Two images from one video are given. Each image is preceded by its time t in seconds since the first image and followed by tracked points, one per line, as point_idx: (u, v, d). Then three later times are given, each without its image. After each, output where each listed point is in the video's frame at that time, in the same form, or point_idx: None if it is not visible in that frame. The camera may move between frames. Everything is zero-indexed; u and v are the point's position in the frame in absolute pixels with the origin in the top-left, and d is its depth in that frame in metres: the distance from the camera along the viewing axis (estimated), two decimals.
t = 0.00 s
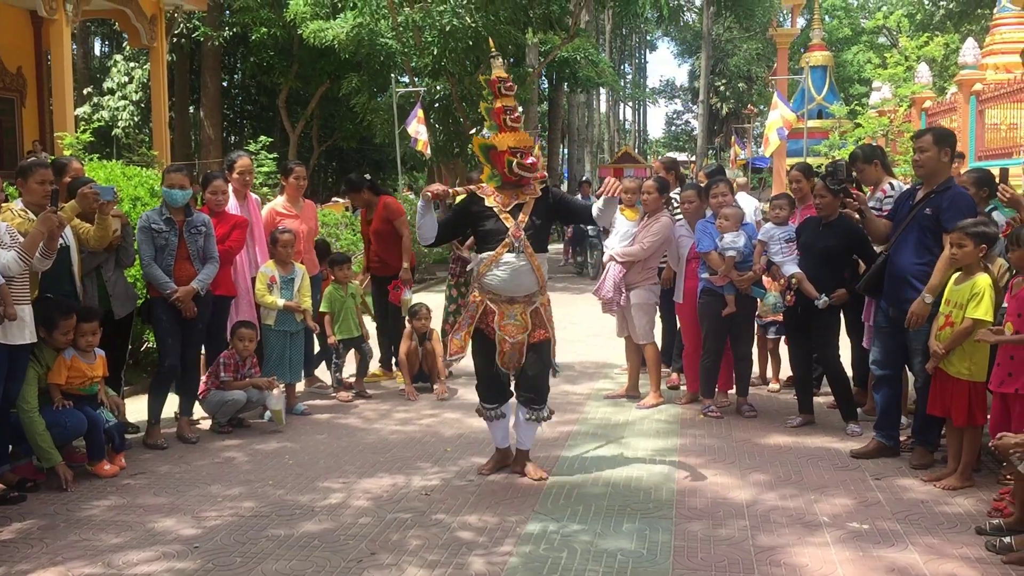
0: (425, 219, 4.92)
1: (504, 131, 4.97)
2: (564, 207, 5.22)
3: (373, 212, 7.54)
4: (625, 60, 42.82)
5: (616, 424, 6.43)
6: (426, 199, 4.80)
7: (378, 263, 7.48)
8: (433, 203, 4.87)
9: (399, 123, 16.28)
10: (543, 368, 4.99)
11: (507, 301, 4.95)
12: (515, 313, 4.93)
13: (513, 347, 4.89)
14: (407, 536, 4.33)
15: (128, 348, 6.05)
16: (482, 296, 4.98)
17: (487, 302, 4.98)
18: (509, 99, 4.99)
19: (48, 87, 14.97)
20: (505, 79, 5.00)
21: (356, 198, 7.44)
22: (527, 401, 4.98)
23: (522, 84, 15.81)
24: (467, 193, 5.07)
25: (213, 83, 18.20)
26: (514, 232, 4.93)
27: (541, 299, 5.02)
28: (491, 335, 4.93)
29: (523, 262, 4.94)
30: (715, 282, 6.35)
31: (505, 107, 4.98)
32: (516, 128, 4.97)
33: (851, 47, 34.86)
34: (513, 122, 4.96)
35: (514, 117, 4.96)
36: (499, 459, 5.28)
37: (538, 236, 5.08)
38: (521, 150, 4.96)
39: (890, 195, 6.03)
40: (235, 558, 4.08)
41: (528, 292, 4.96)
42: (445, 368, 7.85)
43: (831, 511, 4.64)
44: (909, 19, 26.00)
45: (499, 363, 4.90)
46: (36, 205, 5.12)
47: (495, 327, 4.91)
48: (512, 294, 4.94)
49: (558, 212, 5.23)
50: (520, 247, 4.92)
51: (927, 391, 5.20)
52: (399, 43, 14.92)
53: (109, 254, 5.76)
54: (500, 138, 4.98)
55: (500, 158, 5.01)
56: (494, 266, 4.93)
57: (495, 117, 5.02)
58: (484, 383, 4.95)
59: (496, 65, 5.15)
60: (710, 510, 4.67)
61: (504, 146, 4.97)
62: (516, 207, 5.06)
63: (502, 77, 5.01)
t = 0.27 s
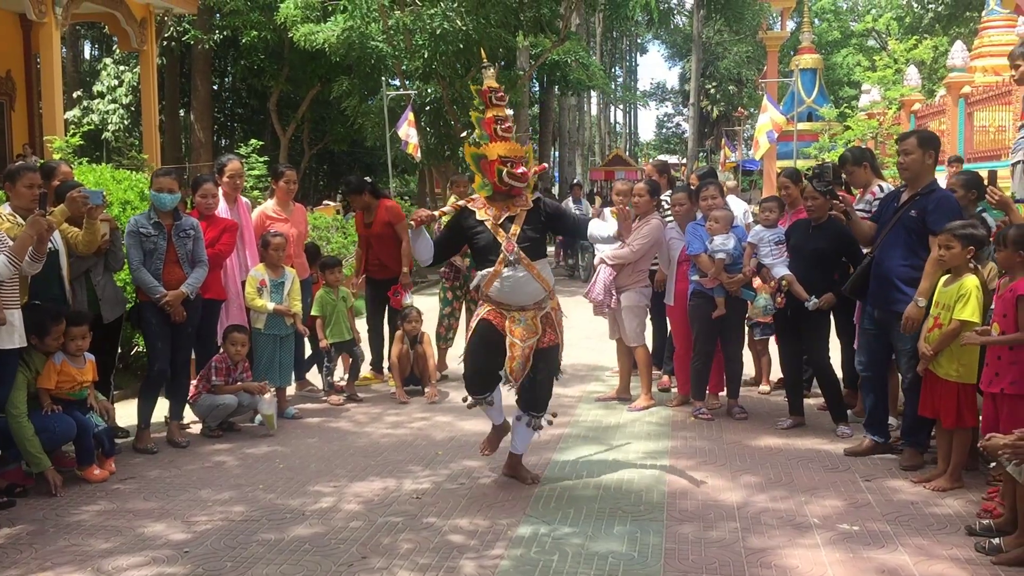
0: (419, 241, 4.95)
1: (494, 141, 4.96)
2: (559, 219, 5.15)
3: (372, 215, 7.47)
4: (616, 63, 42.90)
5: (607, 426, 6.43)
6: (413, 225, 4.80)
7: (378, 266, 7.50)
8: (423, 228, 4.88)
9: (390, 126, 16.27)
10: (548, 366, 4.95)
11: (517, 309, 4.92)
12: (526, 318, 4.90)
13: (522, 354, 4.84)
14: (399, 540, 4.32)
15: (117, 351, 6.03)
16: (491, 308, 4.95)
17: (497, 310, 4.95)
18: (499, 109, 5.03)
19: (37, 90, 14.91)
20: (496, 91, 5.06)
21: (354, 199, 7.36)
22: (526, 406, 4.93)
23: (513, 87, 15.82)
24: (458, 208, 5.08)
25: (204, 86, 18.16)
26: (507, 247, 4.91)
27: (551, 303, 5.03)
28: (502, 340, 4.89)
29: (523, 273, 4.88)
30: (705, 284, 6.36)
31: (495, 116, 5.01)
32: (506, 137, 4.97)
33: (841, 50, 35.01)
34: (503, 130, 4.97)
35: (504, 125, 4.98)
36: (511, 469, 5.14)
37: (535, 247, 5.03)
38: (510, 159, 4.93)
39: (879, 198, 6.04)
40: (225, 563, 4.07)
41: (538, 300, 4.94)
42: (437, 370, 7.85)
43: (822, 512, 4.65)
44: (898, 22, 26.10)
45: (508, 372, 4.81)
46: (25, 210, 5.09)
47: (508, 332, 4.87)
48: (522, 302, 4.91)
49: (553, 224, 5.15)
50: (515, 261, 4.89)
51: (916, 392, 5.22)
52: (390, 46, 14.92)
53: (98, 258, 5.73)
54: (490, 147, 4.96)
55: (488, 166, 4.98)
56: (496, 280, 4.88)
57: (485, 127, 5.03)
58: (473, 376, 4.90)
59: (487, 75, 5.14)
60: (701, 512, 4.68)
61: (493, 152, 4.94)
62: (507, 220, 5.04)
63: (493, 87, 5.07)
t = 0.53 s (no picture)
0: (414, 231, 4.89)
1: (486, 132, 4.90)
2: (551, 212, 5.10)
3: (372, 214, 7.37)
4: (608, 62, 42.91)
5: (600, 425, 6.43)
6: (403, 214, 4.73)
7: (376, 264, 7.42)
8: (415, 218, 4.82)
9: (381, 125, 16.25)
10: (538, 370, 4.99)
11: (502, 305, 4.92)
12: (512, 315, 4.90)
13: (512, 353, 4.84)
14: (390, 540, 4.31)
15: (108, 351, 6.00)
16: (477, 304, 4.94)
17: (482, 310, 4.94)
18: (496, 97, 4.93)
19: (26, 90, 14.84)
20: (493, 78, 4.94)
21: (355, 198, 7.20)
22: (511, 404, 4.94)
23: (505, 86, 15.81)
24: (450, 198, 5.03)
25: (194, 85, 18.09)
26: (496, 234, 4.87)
27: (535, 301, 5.01)
28: (489, 341, 4.89)
29: (511, 264, 4.88)
30: (696, 283, 6.37)
31: (490, 106, 4.91)
32: (498, 129, 4.89)
33: (831, 49, 35.10)
34: (496, 122, 4.89)
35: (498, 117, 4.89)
36: (492, 478, 5.00)
37: (526, 236, 4.99)
38: (498, 151, 4.88)
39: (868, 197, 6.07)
40: (217, 563, 4.05)
41: (522, 295, 4.93)
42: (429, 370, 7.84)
43: (813, 510, 4.66)
44: (888, 20, 26.16)
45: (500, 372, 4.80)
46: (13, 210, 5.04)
47: (494, 334, 4.87)
48: (507, 298, 4.90)
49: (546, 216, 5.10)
50: (503, 249, 4.87)
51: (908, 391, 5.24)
52: (381, 45, 14.90)
53: (87, 258, 5.70)
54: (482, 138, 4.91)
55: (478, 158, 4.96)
56: (482, 270, 4.88)
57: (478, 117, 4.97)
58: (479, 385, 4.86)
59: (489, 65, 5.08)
60: (693, 511, 4.68)
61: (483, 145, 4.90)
62: (499, 211, 5.01)
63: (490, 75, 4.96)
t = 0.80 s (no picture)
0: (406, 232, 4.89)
1: (482, 135, 4.87)
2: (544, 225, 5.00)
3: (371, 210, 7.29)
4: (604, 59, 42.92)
5: (595, 421, 6.44)
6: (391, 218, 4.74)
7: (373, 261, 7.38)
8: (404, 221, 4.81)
9: (377, 121, 16.24)
10: (531, 375, 4.86)
11: (478, 309, 4.87)
12: (486, 318, 4.84)
13: (485, 355, 4.80)
14: (386, 536, 4.31)
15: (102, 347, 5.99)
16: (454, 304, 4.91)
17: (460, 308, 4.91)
18: (499, 101, 4.91)
19: (21, 86, 14.80)
20: (500, 82, 4.94)
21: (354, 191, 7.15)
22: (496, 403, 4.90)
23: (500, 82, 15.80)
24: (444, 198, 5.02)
25: (189, 81, 18.06)
26: (486, 241, 4.85)
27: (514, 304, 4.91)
28: (461, 342, 4.84)
29: (495, 273, 4.85)
30: (692, 279, 6.39)
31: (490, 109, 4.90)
32: (493, 132, 4.84)
33: (827, 45, 35.16)
34: (492, 126, 4.84)
35: (498, 120, 4.85)
36: (486, 476, 4.98)
37: (516, 250, 4.94)
38: (480, 157, 4.85)
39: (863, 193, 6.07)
40: (212, 559, 4.05)
41: (498, 300, 4.87)
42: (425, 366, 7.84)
43: (808, 505, 4.67)
44: (883, 16, 26.20)
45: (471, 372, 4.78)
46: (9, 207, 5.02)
47: (467, 334, 4.83)
48: (483, 302, 4.86)
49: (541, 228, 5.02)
50: (490, 256, 4.84)
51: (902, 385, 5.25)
52: (377, 41, 14.89)
53: (82, 254, 5.69)
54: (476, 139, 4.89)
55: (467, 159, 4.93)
56: (464, 273, 4.88)
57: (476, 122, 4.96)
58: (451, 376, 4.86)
59: (496, 65, 5.04)
60: (689, 506, 4.69)
61: (473, 146, 4.88)
62: (494, 216, 4.96)
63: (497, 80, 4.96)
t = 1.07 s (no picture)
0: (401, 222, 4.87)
1: (477, 124, 4.85)
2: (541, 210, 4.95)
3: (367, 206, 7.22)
4: (601, 55, 42.90)
5: (593, 417, 6.44)
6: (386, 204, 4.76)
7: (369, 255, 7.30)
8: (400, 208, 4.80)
9: (374, 117, 16.23)
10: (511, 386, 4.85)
11: (476, 304, 4.85)
12: (483, 314, 4.82)
13: (476, 353, 4.76)
14: (384, 532, 4.32)
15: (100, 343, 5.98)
16: (453, 299, 4.92)
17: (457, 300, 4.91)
18: (493, 89, 4.87)
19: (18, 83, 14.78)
20: (493, 68, 4.87)
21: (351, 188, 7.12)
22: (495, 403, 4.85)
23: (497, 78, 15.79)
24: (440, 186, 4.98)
25: (186, 78, 18.03)
26: (483, 230, 4.82)
27: (513, 302, 4.89)
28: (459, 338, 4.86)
29: (491, 262, 4.82)
30: (689, 274, 6.40)
31: (485, 97, 4.85)
32: (487, 124, 4.85)
33: (824, 41, 35.16)
34: (485, 117, 4.84)
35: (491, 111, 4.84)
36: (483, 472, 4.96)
37: (512, 239, 4.92)
38: (475, 146, 4.84)
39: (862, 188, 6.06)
40: (211, 556, 4.05)
41: (498, 295, 4.84)
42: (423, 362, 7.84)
43: (806, 501, 4.68)
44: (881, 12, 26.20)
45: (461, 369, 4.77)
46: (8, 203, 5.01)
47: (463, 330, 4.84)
48: (481, 296, 4.83)
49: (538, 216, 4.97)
50: (488, 245, 4.81)
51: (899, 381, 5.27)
52: (373, 37, 14.88)
53: (80, 252, 5.67)
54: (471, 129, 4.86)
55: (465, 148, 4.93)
56: (461, 265, 4.86)
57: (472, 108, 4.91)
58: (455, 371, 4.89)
59: (491, 51, 5.01)
60: (687, 502, 4.69)
61: (469, 137, 4.87)
62: (489, 204, 4.92)
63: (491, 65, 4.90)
